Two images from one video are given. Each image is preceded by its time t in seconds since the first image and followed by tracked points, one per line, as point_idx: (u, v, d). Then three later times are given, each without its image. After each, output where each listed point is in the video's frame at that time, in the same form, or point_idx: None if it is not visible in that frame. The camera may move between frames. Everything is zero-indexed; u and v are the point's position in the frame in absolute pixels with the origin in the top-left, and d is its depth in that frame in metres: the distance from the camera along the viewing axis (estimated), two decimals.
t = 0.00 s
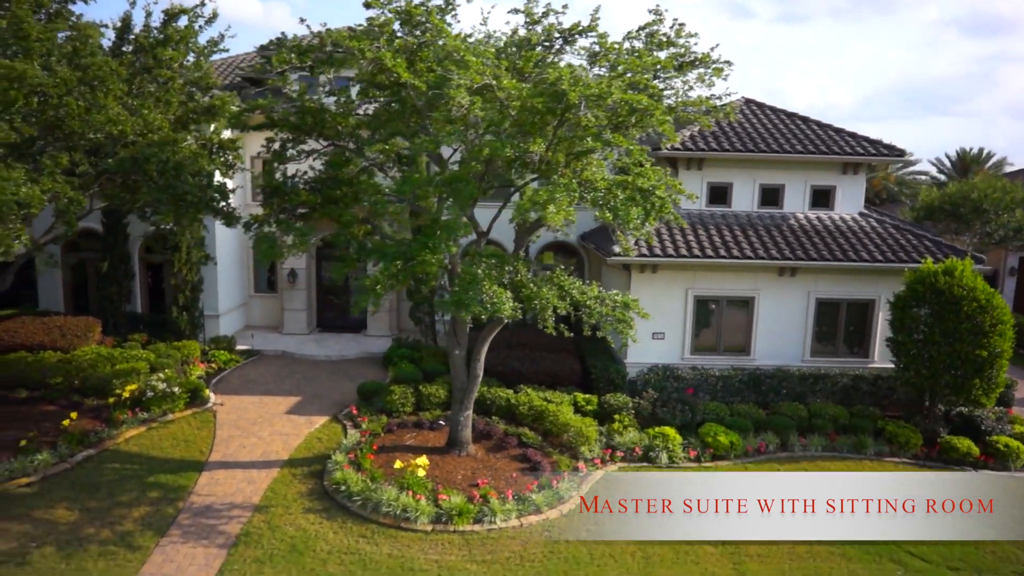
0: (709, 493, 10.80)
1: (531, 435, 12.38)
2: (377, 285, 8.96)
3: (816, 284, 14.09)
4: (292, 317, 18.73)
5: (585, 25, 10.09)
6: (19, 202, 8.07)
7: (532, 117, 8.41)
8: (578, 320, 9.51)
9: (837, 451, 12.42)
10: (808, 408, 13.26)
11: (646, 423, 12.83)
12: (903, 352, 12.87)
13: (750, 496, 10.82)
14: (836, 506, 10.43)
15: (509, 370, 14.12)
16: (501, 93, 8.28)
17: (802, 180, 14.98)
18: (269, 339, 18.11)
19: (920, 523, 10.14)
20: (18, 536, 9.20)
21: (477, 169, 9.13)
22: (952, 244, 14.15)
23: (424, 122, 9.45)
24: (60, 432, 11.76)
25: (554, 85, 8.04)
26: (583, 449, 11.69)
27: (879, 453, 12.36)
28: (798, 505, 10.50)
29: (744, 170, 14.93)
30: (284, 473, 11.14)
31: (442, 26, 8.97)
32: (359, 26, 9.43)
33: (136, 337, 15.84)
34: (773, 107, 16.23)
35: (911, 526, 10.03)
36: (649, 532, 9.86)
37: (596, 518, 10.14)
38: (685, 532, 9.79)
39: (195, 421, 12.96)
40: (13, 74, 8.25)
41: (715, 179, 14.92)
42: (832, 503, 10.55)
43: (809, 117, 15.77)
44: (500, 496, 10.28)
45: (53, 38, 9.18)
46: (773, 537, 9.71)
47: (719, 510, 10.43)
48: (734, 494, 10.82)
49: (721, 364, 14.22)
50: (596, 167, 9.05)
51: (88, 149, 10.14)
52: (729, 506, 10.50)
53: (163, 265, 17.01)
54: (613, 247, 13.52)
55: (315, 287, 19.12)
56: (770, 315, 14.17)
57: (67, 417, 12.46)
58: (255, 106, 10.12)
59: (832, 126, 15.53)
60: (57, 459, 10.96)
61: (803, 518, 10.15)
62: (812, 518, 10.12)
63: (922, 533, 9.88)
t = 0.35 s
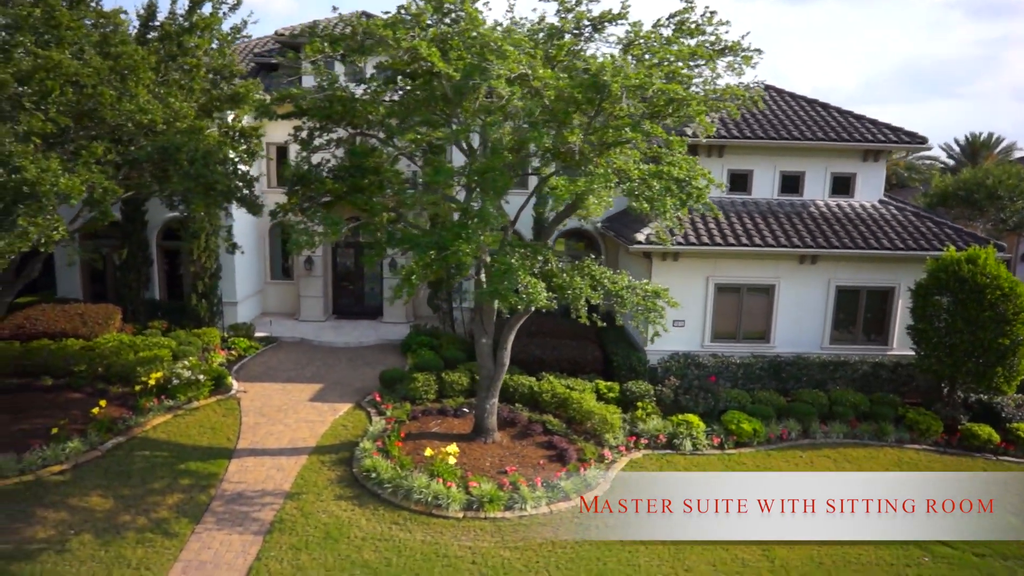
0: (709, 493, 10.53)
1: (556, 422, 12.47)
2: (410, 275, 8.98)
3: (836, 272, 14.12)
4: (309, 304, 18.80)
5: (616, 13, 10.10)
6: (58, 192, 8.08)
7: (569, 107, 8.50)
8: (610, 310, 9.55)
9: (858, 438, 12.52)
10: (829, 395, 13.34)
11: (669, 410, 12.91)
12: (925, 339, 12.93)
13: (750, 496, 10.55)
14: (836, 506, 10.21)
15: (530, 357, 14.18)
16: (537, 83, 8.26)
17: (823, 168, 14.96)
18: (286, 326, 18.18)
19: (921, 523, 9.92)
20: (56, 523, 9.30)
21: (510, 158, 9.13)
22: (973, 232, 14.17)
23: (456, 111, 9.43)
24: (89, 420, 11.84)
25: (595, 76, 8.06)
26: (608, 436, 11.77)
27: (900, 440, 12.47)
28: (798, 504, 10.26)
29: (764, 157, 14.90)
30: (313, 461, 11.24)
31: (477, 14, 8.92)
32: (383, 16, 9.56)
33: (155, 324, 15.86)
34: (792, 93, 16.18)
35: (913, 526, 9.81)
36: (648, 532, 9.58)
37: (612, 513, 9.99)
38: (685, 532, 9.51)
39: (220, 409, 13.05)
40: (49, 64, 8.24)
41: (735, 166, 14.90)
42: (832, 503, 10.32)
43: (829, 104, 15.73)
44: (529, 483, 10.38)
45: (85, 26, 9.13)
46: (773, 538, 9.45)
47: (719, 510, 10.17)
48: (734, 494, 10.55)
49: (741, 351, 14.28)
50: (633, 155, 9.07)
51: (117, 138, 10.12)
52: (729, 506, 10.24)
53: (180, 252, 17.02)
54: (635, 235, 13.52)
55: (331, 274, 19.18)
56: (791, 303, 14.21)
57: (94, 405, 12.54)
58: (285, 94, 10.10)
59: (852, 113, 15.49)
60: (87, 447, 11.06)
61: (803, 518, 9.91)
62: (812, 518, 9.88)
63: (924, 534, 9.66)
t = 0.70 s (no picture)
0: (709, 493, 10.62)
1: (579, 420, 12.53)
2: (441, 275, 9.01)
3: (856, 270, 14.14)
4: (324, 301, 18.84)
5: (646, 14, 10.09)
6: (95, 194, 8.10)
7: (606, 109, 8.52)
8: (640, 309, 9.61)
9: (879, 436, 12.58)
10: (849, 393, 13.39)
11: (690, 408, 12.97)
12: (946, 337, 12.98)
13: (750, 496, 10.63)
14: (836, 506, 10.31)
15: (551, 355, 14.22)
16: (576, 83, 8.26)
17: (842, 166, 14.97)
18: (302, 323, 18.22)
19: (920, 522, 10.01)
20: (89, 522, 9.36)
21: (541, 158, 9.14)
22: (993, 230, 14.20)
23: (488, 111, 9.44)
24: (115, 418, 11.89)
25: (634, 78, 8.06)
26: (632, 434, 11.82)
27: (921, 438, 12.53)
28: (798, 505, 10.34)
29: (784, 155, 14.91)
30: (339, 459, 11.29)
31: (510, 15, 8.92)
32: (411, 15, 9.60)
33: (173, 322, 15.87)
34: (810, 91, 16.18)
35: (912, 525, 9.89)
36: (654, 532, 9.62)
37: (641, 512, 10.04)
38: (685, 532, 9.58)
39: (243, 407, 13.09)
40: (85, 65, 8.22)
41: (755, 164, 14.91)
42: (831, 503, 10.43)
43: (848, 102, 15.73)
44: (556, 482, 10.43)
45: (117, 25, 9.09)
46: (774, 538, 9.52)
47: (722, 511, 10.21)
48: (734, 494, 10.63)
49: (760, 349, 14.32)
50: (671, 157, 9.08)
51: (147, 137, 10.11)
52: (729, 506, 10.30)
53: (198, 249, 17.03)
54: (656, 233, 13.51)
55: (346, 271, 19.21)
56: (810, 300, 14.24)
57: (118, 403, 12.57)
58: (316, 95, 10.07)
59: (871, 111, 15.49)
60: (115, 445, 11.11)
61: (802, 517, 9.99)
62: (812, 518, 9.96)
63: (923, 534, 9.73)
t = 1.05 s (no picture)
0: (715, 494, 10.76)
1: (602, 424, 12.54)
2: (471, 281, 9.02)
3: (875, 274, 14.16)
4: (339, 304, 18.87)
5: (672, 18, 9.99)
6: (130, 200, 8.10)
7: (641, 116, 8.52)
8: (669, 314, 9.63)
9: (901, 440, 12.60)
10: (869, 397, 13.42)
11: (711, 412, 12.99)
12: (967, 341, 12.98)
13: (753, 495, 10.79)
14: (837, 506, 10.50)
15: (571, 359, 14.23)
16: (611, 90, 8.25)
17: (860, 170, 14.98)
18: (317, 327, 18.25)
19: (919, 522, 10.21)
20: (119, 528, 9.37)
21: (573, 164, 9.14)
22: (1012, 234, 14.21)
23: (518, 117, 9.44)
24: (139, 423, 11.90)
25: (670, 85, 8.03)
26: (654, 438, 11.83)
27: (942, 442, 12.56)
28: (798, 505, 10.55)
29: (802, 159, 14.91)
30: (364, 464, 11.31)
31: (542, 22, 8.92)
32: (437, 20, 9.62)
33: (190, 326, 15.89)
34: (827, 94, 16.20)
35: (913, 525, 10.08)
36: (671, 534, 9.70)
37: (665, 517, 10.07)
38: (690, 532, 9.74)
39: (264, 411, 13.11)
40: (119, 72, 8.22)
41: (773, 168, 14.91)
42: (832, 503, 10.62)
43: (865, 105, 15.74)
44: (583, 487, 10.45)
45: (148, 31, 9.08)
46: (776, 537, 9.69)
47: (739, 513, 10.29)
48: (737, 494, 10.79)
49: (779, 353, 14.34)
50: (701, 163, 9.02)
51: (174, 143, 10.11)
52: (732, 506, 10.47)
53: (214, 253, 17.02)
54: (676, 237, 13.50)
55: (360, 275, 19.24)
56: (828, 304, 14.25)
57: (140, 408, 12.59)
58: (344, 101, 10.05)
59: (889, 115, 15.50)
60: (140, 450, 11.13)
61: (803, 518, 10.18)
62: (813, 518, 10.17)
63: (923, 533, 9.93)
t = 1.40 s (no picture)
0: (740, 500, 10.75)
1: (624, 428, 12.55)
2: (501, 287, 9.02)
3: (893, 277, 14.16)
4: (353, 307, 18.87)
5: (698, 23, 9.97)
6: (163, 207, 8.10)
7: (672, 123, 8.52)
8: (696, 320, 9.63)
9: (922, 444, 12.61)
10: (889, 401, 13.43)
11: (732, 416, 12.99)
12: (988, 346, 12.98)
13: (778, 501, 10.78)
14: (863, 513, 10.50)
15: (590, 362, 14.22)
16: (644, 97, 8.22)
17: (878, 173, 14.99)
18: (332, 329, 18.26)
19: (947, 528, 10.20)
20: (148, 533, 9.38)
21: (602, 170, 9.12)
22: None
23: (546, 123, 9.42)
24: (161, 428, 11.91)
25: (705, 92, 8.01)
26: (677, 443, 11.83)
27: (963, 446, 12.57)
28: (824, 511, 10.53)
29: (820, 162, 14.91)
30: (388, 468, 11.31)
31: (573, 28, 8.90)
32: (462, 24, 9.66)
33: (207, 329, 15.92)
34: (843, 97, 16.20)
35: (940, 532, 10.06)
36: (697, 539, 9.72)
37: (691, 523, 10.08)
38: (719, 539, 9.73)
39: (284, 415, 13.12)
40: (153, 80, 8.21)
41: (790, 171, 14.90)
42: (858, 510, 10.61)
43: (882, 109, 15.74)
44: (608, 492, 10.47)
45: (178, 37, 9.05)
46: (804, 544, 9.69)
47: (762, 518, 10.31)
48: (762, 500, 10.78)
49: (798, 356, 14.35)
50: (732, 169, 9.01)
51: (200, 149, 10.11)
52: (758, 512, 10.46)
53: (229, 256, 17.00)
54: (696, 241, 13.46)
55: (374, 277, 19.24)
56: (847, 307, 14.26)
57: (162, 412, 12.59)
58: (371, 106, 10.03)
59: (906, 118, 15.51)
60: (164, 455, 11.14)
61: (830, 525, 10.17)
62: (840, 525, 10.17)
63: (951, 539, 9.92)
